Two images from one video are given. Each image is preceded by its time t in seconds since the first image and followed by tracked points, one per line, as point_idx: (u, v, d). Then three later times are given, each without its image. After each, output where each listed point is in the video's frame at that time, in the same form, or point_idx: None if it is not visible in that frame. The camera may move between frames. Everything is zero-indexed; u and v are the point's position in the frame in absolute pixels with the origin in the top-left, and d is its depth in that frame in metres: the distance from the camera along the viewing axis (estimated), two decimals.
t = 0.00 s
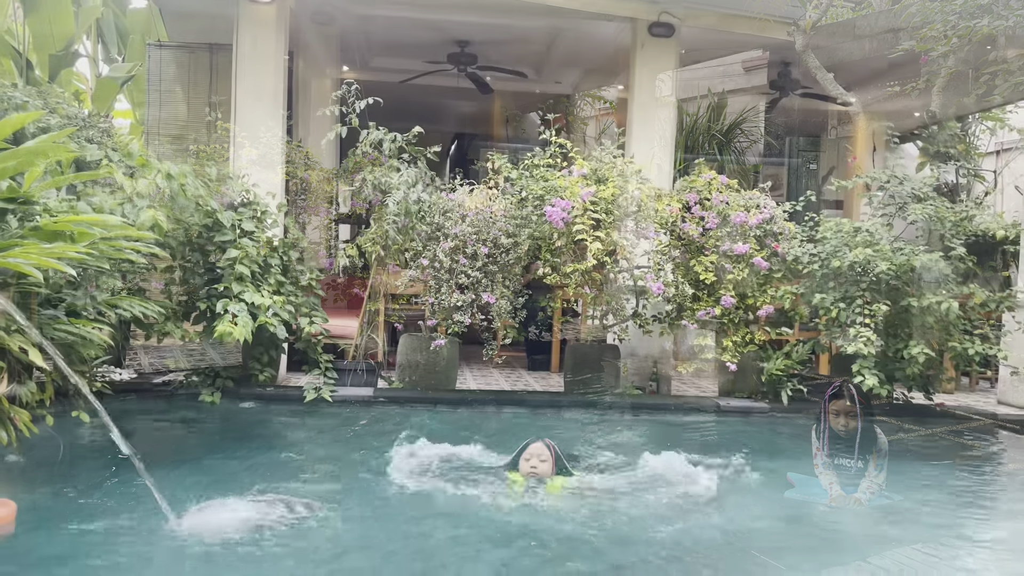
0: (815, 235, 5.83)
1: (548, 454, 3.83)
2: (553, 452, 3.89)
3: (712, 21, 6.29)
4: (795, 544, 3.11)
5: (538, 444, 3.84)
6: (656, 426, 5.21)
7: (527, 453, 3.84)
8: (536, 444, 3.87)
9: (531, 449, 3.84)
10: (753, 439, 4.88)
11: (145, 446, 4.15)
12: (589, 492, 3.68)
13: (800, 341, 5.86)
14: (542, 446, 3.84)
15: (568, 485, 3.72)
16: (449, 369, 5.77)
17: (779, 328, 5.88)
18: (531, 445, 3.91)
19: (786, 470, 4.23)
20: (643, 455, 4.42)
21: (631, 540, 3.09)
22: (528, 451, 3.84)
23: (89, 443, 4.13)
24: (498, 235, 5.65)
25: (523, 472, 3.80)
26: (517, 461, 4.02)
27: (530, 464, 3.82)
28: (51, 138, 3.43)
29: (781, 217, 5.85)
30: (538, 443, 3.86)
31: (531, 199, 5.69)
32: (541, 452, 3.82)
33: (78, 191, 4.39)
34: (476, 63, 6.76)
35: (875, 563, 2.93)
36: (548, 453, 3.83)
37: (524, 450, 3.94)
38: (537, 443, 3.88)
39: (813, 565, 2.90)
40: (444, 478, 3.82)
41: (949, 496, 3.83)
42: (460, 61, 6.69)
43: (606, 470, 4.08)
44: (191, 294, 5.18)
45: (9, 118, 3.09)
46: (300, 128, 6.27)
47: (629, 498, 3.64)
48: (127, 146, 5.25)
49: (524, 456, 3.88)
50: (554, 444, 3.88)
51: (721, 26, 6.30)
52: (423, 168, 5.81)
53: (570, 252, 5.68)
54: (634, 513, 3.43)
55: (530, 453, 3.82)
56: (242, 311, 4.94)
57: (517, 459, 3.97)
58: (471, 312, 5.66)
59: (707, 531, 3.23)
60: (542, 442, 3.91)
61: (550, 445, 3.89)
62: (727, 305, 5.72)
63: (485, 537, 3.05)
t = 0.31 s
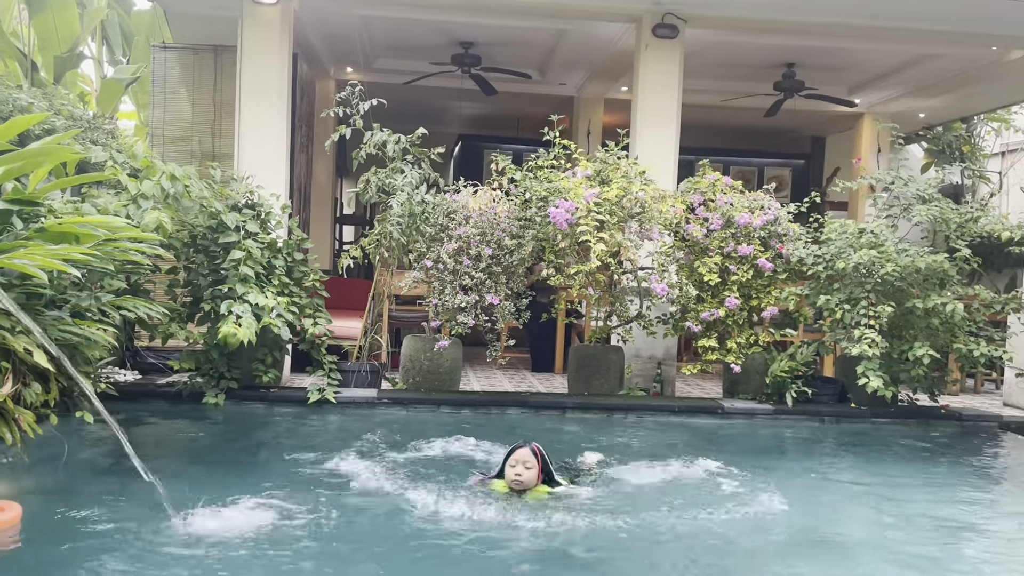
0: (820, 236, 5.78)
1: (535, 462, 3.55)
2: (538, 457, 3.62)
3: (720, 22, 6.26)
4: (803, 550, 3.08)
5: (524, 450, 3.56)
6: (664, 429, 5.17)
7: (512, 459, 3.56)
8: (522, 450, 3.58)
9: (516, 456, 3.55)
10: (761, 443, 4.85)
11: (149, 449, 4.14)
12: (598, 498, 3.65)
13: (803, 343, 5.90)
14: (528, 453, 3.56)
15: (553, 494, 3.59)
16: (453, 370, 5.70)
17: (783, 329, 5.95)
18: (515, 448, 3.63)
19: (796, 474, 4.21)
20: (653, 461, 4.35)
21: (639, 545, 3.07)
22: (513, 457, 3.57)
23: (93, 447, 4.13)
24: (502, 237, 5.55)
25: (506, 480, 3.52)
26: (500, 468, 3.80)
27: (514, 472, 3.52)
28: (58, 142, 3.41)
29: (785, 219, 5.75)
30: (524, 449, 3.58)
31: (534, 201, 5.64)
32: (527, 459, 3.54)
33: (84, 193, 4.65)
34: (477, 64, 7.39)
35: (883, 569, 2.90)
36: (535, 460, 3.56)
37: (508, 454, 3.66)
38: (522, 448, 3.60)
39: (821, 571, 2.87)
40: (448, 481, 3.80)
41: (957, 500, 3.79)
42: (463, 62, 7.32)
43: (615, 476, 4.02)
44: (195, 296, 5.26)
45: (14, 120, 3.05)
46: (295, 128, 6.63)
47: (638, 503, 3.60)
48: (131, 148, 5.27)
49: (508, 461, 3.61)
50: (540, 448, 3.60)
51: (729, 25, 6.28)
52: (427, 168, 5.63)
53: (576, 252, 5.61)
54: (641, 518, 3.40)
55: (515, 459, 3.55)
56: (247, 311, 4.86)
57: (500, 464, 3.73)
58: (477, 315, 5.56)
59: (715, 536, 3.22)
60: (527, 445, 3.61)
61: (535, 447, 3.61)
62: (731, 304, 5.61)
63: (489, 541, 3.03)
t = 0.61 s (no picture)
0: (824, 237, 5.76)
1: (529, 461, 3.44)
2: (535, 456, 3.50)
3: (723, 23, 6.25)
4: (809, 552, 3.07)
5: (520, 448, 3.46)
6: (668, 430, 5.16)
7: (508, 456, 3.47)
8: (518, 447, 3.48)
9: (512, 453, 3.45)
10: (765, 445, 4.84)
11: (153, 450, 4.15)
12: (601, 499, 3.65)
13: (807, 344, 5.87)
14: (523, 451, 3.45)
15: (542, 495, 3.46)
16: (457, 371, 5.69)
17: (788, 330, 5.97)
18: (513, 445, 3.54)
19: (800, 475, 4.20)
20: (657, 462, 4.34)
21: (643, 546, 3.06)
22: (508, 454, 3.48)
23: (98, 447, 4.14)
24: (506, 238, 5.54)
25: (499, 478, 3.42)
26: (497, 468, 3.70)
27: (508, 470, 3.43)
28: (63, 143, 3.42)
29: (789, 219, 5.73)
30: (520, 447, 3.47)
31: (538, 202, 5.63)
32: (522, 458, 3.43)
33: (89, 194, 4.66)
34: (481, 65, 7.40)
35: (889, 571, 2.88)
36: (529, 459, 3.45)
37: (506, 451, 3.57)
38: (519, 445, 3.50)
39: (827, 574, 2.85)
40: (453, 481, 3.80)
41: (964, 502, 3.77)
42: (468, 63, 7.31)
43: (619, 477, 4.02)
44: (200, 297, 5.26)
45: (20, 120, 3.06)
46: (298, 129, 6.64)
47: (641, 504, 3.60)
48: (135, 149, 5.27)
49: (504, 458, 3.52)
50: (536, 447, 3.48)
51: (732, 26, 6.27)
52: (431, 169, 5.64)
53: (579, 253, 5.59)
54: (645, 519, 3.40)
55: (511, 456, 3.45)
56: (251, 313, 4.86)
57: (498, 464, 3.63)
58: (480, 316, 5.55)
59: (719, 537, 3.21)
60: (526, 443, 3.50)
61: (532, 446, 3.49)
62: (736, 305, 5.60)
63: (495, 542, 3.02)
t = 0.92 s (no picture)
0: (829, 237, 5.74)
1: (514, 464, 3.36)
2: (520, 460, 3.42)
3: (728, 23, 6.23)
4: (814, 554, 3.06)
5: (504, 451, 3.38)
6: (673, 430, 5.15)
7: (493, 458, 3.39)
8: (503, 450, 3.40)
9: (496, 456, 3.38)
10: (770, 446, 4.82)
11: (159, 449, 4.16)
12: (605, 499, 3.64)
13: (813, 345, 5.83)
14: (507, 454, 3.37)
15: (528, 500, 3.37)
16: (462, 372, 5.69)
17: (793, 331, 5.88)
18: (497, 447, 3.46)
19: (805, 476, 4.19)
20: (662, 463, 4.34)
21: (647, 547, 3.06)
22: (493, 456, 3.40)
23: (105, 447, 4.16)
24: (511, 239, 5.54)
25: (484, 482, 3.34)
26: (483, 471, 3.63)
27: (493, 473, 3.36)
28: (68, 145, 3.43)
29: (795, 220, 5.71)
30: (504, 450, 3.39)
31: (542, 203, 5.62)
32: (506, 461, 3.35)
33: (94, 195, 4.67)
34: (485, 65, 7.41)
35: (894, 573, 2.87)
36: (513, 462, 3.37)
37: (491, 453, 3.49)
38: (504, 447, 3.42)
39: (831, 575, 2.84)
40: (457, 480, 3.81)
41: (969, 503, 3.76)
42: (473, 64, 7.34)
43: (623, 477, 4.02)
44: (205, 297, 5.26)
45: (24, 122, 3.06)
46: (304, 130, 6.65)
47: (645, 505, 3.60)
48: (140, 151, 5.29)
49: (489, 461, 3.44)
50: (521, 451, 3.39)
51: (737, 26, 6.26)
52: (436, 170, 5.63)
53: (584, 253, 5.58)
54: (649, 519, 3.40)
55: (496, 459, 3.38)
56: (256, 313, 4.87)
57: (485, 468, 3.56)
58: (485, 316, 5.54)
59: (723, 538, 3.21)
60: (510, 446, 3.42)
61: (517, 449, 3.41)
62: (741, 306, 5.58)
63: (496, 543, 3.02)
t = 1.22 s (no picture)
0: (833, 237, 5.73)
1: (505, 465, 3.37)
2: (509, 460, 3.41)
3: (731, 23, 6.22)
4: (816, 554, 3.06)
5: (494, 452, 3.37)
6: (676, 431, 5.15)
7: (482, 460, 3.38)
8: (491, 451, 3.39)
9: (486, 459, 3.36)
10: (774, 446, 4.82)
11: (163, 449, 4.18)
12: (609, 499, 3.65)
13: (817, 345, 5.81)
14: (498, 455, 3.37)
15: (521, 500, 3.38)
16: (465, 372, 5.69)
17: (798, 331, 5.83)
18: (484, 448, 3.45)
19: (807, 476, 4.19)
20: (665, 463, 4.34)
21: (650, 547, 3.07)
22: (483, 458, 3.38)
23: (109, 447, 4.17)
24: (514, 240, 5.54)
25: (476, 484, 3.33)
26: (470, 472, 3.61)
27: (484, 476, 3.35)
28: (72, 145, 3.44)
29: (798, 219, 5.70)
30: (493, 452, 3.38)
31: (546, 203, 5.62)
32: (498, 463, 3.35)
33: (98, 195, 4.69)
34: (489, 66, 7.42)
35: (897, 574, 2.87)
36: (504, 463, 3.37)
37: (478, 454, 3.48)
38: (491, 448, 3.40)
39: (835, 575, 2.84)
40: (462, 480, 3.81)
41: (973, 504, 3.75)
42: (475, 65, 7.39)
43: (627, 477, 4.02)
44: (209, 297, 5.26)
45: (28, 123, 3.06)
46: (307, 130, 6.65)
47: (648, 504, 3.60)
48: (144, 151, 5.30)
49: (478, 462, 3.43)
50: (512, 450, 3.40)
51: (740, 26, 6.25)
52: (439, 170, 5.63)
53: (587, 254, 5.58)
54: (653, 519, 3.41)
55: (485, 461, 3.36)
56: (260, 314, 4.87)
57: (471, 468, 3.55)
58: (488, 317, 5.55)
59: (727, 538, 3.21)
60: (497, 446, 3.41)
61: (506, 448, 3.41)
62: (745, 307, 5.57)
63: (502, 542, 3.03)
